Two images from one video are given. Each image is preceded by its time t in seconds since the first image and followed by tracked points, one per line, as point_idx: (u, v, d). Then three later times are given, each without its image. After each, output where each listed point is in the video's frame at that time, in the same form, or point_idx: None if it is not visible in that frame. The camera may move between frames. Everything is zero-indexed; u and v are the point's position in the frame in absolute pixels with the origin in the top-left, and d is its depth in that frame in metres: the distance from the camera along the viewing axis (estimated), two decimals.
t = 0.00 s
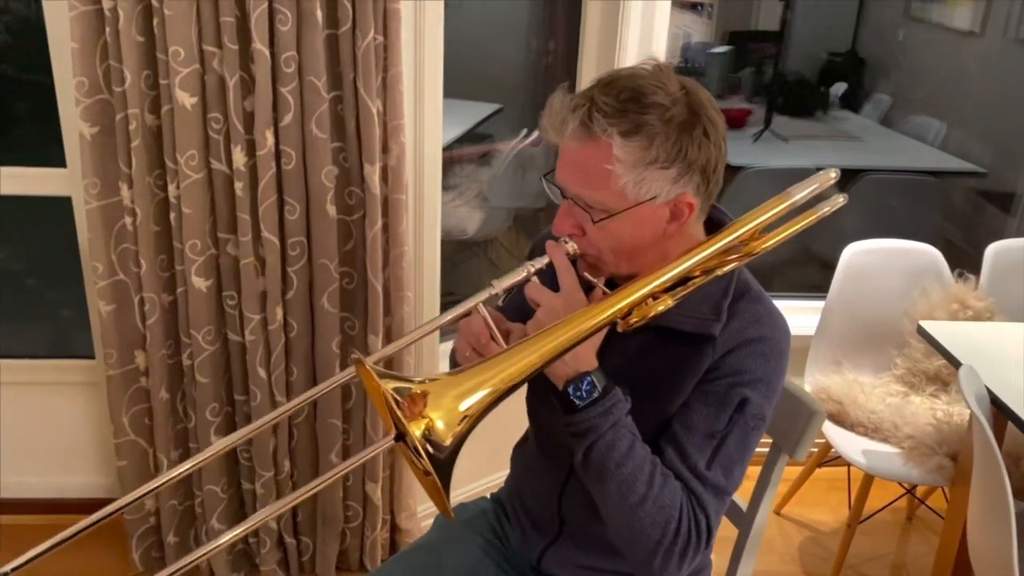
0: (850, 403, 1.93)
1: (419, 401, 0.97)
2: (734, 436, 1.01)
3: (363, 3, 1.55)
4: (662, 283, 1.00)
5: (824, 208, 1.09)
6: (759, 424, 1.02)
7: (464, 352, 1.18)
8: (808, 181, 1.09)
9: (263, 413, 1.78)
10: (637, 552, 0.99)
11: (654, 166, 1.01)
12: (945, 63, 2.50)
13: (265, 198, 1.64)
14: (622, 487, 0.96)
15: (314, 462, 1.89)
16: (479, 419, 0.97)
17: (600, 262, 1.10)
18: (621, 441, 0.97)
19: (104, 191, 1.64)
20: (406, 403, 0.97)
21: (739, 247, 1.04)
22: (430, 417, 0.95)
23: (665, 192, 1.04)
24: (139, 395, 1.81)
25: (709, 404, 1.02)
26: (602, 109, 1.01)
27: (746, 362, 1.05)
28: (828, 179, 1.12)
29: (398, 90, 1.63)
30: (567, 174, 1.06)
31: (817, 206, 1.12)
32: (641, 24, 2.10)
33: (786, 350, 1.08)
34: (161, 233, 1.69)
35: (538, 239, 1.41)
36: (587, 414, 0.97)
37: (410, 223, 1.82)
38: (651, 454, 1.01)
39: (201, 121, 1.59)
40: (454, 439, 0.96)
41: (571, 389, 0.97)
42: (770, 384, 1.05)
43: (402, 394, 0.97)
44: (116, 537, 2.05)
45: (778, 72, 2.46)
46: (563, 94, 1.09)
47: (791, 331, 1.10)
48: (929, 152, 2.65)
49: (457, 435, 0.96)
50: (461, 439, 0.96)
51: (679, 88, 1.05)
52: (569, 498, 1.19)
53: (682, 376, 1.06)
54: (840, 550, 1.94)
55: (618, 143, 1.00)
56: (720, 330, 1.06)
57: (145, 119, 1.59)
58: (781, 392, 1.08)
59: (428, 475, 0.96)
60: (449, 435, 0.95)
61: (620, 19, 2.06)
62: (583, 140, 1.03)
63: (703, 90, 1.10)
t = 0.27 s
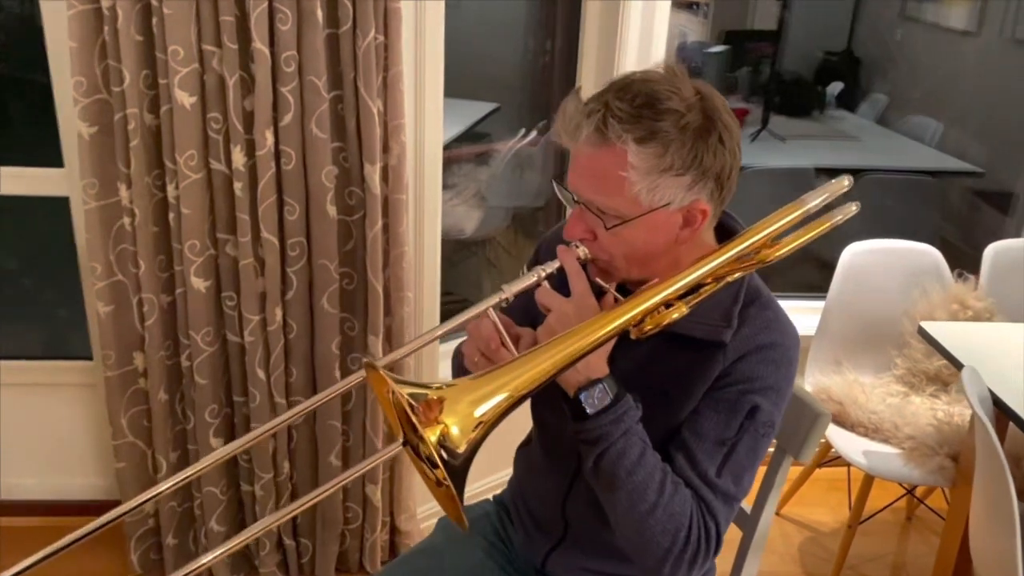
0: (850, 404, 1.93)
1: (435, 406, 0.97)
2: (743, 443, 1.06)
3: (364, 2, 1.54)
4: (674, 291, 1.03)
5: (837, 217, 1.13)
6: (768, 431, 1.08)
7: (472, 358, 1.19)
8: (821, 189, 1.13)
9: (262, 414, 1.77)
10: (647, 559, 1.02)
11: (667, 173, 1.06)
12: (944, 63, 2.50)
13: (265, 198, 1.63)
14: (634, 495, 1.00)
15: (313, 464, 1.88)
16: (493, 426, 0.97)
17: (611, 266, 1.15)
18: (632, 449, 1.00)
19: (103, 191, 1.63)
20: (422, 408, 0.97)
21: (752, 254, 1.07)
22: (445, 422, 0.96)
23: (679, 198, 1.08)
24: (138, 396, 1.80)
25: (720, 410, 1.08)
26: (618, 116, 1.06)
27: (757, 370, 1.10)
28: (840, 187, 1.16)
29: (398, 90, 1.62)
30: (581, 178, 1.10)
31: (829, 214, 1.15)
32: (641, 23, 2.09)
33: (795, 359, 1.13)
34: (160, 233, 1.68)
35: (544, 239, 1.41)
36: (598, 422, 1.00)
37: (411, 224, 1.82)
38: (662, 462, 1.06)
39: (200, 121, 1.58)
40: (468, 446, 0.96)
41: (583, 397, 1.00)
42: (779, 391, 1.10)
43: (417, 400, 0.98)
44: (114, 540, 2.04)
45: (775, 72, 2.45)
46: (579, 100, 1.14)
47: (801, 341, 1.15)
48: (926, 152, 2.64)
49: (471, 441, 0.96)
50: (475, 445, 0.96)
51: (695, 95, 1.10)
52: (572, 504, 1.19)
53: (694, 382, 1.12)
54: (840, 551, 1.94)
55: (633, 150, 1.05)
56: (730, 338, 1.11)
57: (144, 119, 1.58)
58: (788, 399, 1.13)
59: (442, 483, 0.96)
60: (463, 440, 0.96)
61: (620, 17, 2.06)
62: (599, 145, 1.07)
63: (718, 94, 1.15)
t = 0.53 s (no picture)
0: (842, 403, 1.93)
1: (439, 409, 0.96)
2: (745, 446, 1.07)
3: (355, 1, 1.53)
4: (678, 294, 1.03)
5: (839, 221, 1.15)
6: (770, 434, 1.08)
7: (471, 359, 1.19)
8: (825, 193, 1.14)
9: (253, 418, 1.76)
10: (649, 562, 1.03)
11: (674, 175, 1.06)
12: (931, 63, 2.51)
13: (255, 199, 1.61)
14: (637, 499, 1.00)
15: (304, 467, 1.87)
16: (497, 429, 0.97)
17: (614, 268, 1.15)
18: (634, 452, 1.00)
19: (90, 193, 1.61)
20: (427, 411, 0.96)
21: (756, 257, 1.07)
22: (450, 425, 0.95)
23: (684, 201, 1.09)
24: (126, 400, 1.78)
25: (722, 413, 1.08)
26: (626, 116, 1.06)
27: (759, 372, 1.10)
28: (843, 190, 1.18)
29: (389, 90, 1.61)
30: (585, 177, 1.10)
31: (832, 218, 1.17)
32: (632, 21, 2.09)
33: (796, 361, 1.14)
34: (148, 235, 1.66)
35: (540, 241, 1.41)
36: (601, 425, 0.99)
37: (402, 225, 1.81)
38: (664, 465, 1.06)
39: (189, 121, 1.56)
40: (473, 449, 0.95)
41: (585, 400, 0.99)
42: (780, 394, 1.10)
43: (422, 403, 0.97)
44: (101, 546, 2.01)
45: (762, 72, 2.45)
46: (586, 99, 1.14)
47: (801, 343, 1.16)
48: (912, 151, 2.66)
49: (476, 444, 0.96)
50: (479, 448, 0.96)
51: (702, 97, 1.10)
52: (571, 508, 1.18)
53: (695, 384, 1.11)
54: (833, 550, 1.95)
55: (639, 151, 1.05)
56: (732, 340, 1.11)
57: (132, 120, 1.56)
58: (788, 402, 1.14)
59: (446, 486, 0.96)
60: (468, 443, 0.95)
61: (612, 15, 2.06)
62: (606, 145, 1.07)
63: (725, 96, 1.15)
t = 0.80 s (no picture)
0: (829, 402, 1.94)
1: (434, 402, 0.96)
2: (743, 441, 1.07)
3: None
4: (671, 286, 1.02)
5: (831, 214, 1.15)
6: (767, 428, 1.08)
7: (464, 359, 1.18)
8: (816, 187, 1.14)
9: (238, 422, 1.73)
10: (651, 560, 1.03)
11: (663, 167, 1.06)
12: (912, 62, 2.53)
13: (240, 200, 1.59)
14: (636, 495, 0.99)
15: (291, 471, 1.84)
16: (493, 422, 0.96)
17: (605, 265, 1.13)
18: (633, 447, 0.99)
19: (71, 194, 1.58)
20: (422, 404, 0.96)
21: (749, 251, 1.09)
22: (445, 418, 0.94)
23: (674, 194, 1.08)
24: (109, 405, 1.75)
25: (719, 408, 1.08)
26: (616, 108, 1.06)
27: (755, 367, 1.10)
28: (835, 183, 1.18)
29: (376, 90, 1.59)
30: (575, 169, 1.10)
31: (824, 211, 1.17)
32: (618, 21, 2.09)
33: (791, 355, 1.14)
34: (131, 237, 1.63)
35: (533, 241, 1.40)
36: (598, 420, 0.99)
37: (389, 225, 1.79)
38: (663, 462, 1.06)
39: (173, 121, 1.53)
40: (469, 442, 0.94)
41: (582, 396, 0.98)
42: (776, 388, 1.10)
43: (417, 396, 0.96)
44: (83, 553, 1.98)
45: (743, 70, 2.44)
46: (577, 93, 1.14)
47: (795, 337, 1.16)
48: (892, 149, 2.66)
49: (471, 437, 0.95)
50: (475, 441, 0.95)
51: (693, 91, 1.10)
52: (567, 509, 1.18)
53: (691, 380, 1.11)
54: (821, 548, 1.95)
55: (628, 142, 1.05)
56: (727, 335, 1.10)
57: (113, 120, 1.53)
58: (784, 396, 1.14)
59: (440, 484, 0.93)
60: (463, 436, 0.94)
61: (597, 13, 2.06)
62: (597, 137, 1.07)
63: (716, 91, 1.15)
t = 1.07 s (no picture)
0: (818, 401, 1.95)
1: (432, 396, 0.95)
2: (739, 438, 1.07)
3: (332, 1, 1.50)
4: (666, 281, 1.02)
5: (824, 210, 1.16)
6: (763, 425, 1.08)
7: (458, 358, 1.17)
8: (808, 184, 1.15)
9: (227, 427, 1.72)
10: (649, 559, 1.02)
11: (657, 163, 1.06)
12: (895, 63, 2.55)
13: (228, 203, 1.58)
14: (633, 493, 0.99)
15: (279, 475, 1.83)
16: (490, 415, 0.95)
17: (600, 263, 1.13)
18: (629, 444, 0.99)
19: (57, 197, 1.56)
20: (419, 398, 0.95)
21: (742, 248, 1.09)
22: (442, 411, 0.94)
23: (667, 191, 1.08)
24: (95, 410, 1.73)
25: (714, 405, 1.08)
26: (608, 104, 1.06)
27: (750, 364, 1.11)
28: (827, 180, 1.18)
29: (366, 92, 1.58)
30: (569, 167, 1.09)
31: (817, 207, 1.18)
32: (606, 21, 2.09)
33: (784, 352, 1.14)
34: (118, 241, 1.61)
35: (526, 243, 1.40)
36: (595, 417, 0.99)
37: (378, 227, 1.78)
38: (659, 460, 1.06)
39: (160, 123, 1.51)
40: (466, 435, 0.94)
41: (577, 393, 0.98)
42: (771, 385, 1.10)
43: (414, 390, 0.95)
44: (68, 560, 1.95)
45: (725, 71, 2.45)
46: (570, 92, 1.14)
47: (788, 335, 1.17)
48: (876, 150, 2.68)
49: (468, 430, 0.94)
50: (472, 434, 0.94)
51: (684, 88, 1.10)
52: (563, 511, 1.17)
53: (687, 378, 1.11)
54: (810, 546, 1.96)
55: (621, 138, 1.05)
56: (721, 333, 1.11)
57: (99, 122, 1.51)
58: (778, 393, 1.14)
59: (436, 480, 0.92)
60: (461, 429, 0.93)
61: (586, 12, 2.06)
62: (589, 133, 1.07)
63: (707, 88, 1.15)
